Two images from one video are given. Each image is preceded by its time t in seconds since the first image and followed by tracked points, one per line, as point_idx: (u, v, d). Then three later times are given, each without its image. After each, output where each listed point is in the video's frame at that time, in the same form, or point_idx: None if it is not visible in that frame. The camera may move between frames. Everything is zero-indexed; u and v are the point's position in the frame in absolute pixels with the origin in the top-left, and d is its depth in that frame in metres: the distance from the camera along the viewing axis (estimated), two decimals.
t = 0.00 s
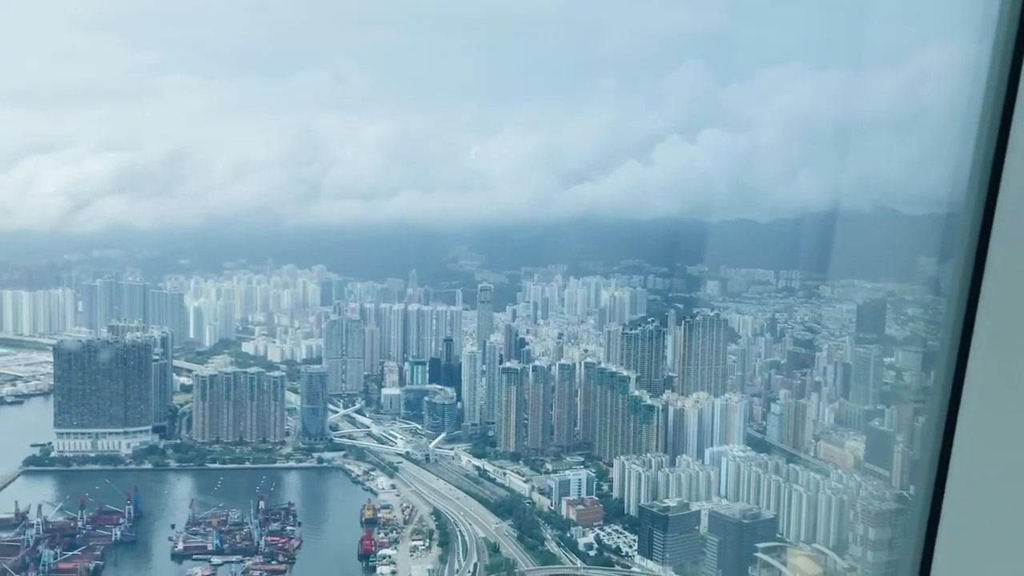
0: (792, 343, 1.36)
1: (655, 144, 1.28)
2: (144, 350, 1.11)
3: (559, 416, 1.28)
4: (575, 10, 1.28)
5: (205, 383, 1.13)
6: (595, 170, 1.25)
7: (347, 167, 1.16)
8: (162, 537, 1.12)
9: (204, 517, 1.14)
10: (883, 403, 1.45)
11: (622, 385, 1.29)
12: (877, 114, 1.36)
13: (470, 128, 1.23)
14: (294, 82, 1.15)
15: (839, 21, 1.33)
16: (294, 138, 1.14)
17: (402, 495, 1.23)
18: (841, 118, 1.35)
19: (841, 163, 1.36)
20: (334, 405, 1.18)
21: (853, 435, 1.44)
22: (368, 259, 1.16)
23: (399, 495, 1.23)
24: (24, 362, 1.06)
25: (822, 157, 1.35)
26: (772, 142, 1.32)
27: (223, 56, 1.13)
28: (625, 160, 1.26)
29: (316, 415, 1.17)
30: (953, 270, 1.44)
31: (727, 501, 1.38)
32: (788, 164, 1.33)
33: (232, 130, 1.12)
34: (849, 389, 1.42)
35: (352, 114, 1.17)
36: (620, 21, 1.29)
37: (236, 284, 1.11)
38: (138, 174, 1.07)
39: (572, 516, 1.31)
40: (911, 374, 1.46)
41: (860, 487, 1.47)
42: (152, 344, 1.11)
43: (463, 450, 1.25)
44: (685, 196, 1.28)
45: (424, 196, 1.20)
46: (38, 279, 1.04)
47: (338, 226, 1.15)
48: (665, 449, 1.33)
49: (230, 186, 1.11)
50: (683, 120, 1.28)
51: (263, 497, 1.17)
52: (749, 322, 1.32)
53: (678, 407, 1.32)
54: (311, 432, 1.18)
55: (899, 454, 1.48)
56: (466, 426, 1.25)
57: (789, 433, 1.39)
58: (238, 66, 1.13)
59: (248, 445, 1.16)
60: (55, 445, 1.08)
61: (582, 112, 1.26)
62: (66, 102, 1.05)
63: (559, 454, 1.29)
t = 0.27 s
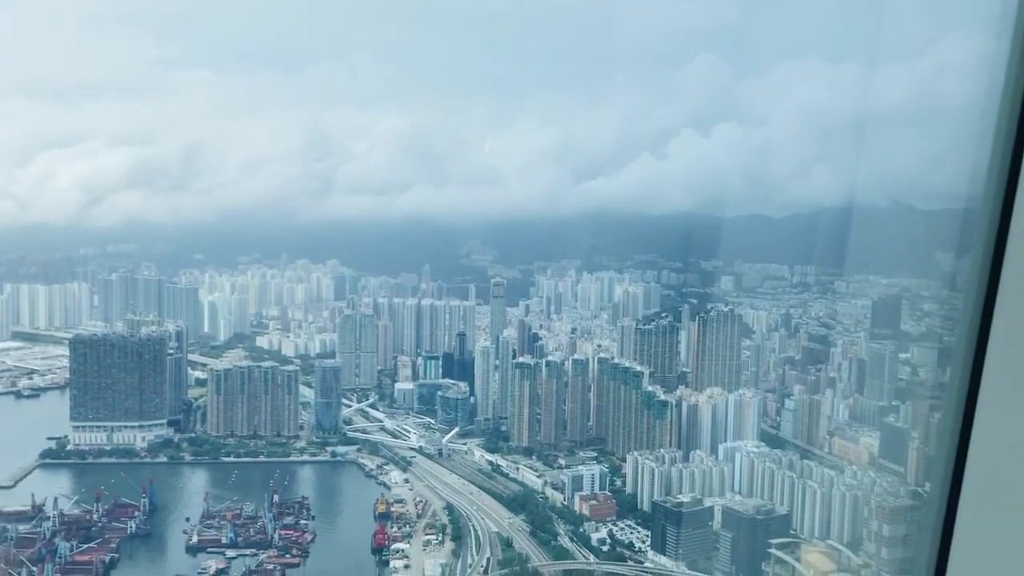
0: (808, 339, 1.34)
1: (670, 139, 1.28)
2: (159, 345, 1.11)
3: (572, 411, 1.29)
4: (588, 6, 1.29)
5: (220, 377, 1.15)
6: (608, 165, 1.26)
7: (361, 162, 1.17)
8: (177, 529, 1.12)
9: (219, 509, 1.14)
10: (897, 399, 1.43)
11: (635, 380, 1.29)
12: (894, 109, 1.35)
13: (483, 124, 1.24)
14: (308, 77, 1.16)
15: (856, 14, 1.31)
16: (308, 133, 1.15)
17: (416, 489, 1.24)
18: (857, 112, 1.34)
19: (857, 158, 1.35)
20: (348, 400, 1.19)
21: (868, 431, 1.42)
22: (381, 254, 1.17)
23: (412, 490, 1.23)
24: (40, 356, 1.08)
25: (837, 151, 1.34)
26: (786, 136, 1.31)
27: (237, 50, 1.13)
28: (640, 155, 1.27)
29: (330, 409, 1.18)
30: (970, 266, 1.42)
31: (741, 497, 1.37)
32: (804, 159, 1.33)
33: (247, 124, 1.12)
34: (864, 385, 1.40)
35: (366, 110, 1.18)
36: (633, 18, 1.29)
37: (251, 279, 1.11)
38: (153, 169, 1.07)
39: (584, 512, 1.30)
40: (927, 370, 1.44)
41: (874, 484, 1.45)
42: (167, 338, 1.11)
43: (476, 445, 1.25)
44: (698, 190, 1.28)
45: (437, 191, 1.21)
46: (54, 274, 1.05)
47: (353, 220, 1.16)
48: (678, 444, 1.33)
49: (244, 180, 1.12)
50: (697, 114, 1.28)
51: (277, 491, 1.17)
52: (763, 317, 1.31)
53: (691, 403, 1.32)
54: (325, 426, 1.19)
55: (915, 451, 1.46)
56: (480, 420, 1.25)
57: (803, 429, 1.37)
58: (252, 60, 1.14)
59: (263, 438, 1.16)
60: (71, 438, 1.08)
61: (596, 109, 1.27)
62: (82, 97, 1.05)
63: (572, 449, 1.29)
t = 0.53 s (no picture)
0: (823, 334, 1.33)
1: (685, 133, 1.28)
2: (175, 338, 1.13)
3: (586, 406, 1.29)
4: None
5: (235, 371, 1.16)
6: (623, 159, 1.26)
7: (374, 156, 1.17)
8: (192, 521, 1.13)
9: (234, 501, 1.15)
10: (913, 395, 1.39)
11: (649, 375, 1.29)
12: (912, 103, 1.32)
13: (497, 119, 1.24)
14: (323, 72, 1.17)
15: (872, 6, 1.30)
16: (325, 128, 1.16)
17: (429, 483, 1.24)
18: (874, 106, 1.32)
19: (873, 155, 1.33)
20: (361, 394, 1.19)
21: (883, 427, 1.38)
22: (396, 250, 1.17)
23: (426, 484, 1.23)
24: (56, 349, 1.08)
25: (853, 145, 1.33)
26: (803, 131, 1.31)
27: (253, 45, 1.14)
28: (654, 148, 1.27)
29: (344, 403, 1.19)
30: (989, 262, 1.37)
31: (755, 493, 1.36)
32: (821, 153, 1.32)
33: (262, 120, 1.14)
34: (880, 381, 1.37)
35: (379, 105, 1.19)
36: (648, 13, 1.29)
37: (266, 273, 1.12)
38: (168, 163, 1.08)
39: (597, 506, 1.29)
40: (943, 365, 1.39)
41: (888, 480, 1.40)
42: (182, 332, 1.13)
43: (489, 439, 1.25)
44: (711, 185, 1.29)
45: (452, 185, 1.21)
46: (70, 268, 1.06)
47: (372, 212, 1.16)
48: (692, 439, 1.32)
49: (259, 174, 1.13)
50: (711, 108, 1.29)
51: (292, 483, 1.17)
52: (778, 312, 1.30)
53: (705, 398, 1.31)
54: (339, 420, 1.19)
55: (932, 447, 1.41)
56: (493, 415, 1.25)
57: (818, 425, 1.36)
58: (267, 55, 1.14)
59: (277, 432, 1.17)
60: (88, 431, 1.10)
61: (610, 104, 1.27)
62: (100, 93, 1.07)
63: (585, 444, 1.30)
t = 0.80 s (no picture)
0: (838, 329, 1.29)
1: (701, 127, 1.31)
2: (191, 332, 1.15)
3: (600, 401, 1.31)
4: None
5: (250, 364, 1.19)
6: (639, 154, 1.29)
7: (390, 151, 1.20)
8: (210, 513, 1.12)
9: (250, 495, 1.15)
10: (929, 390, 1.29)
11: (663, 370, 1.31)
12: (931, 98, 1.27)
13: (512, 113, 1.26)
14: (340, 66, 1.19)
15: None
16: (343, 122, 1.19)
17: (444, 476, 1.24)
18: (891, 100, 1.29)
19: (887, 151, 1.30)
20: (376, 387, 1.25)
21: (899, 423, 1.29)
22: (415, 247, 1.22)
23: (440, 477, 1.24)
24: (74, 342, 1.10)
25: (869, 140, 1.30)
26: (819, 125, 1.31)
27: (269, 40, 1.15)
28: (671, 143, 1.30)
29: (358, 396, 1.23)
30: (1007, 259, 1.25)
31: (769, 488, 1.33)
32: (838, 147, 1.31)
33: (280, 114, 1.15)
34: (896, 376, 1.29)
35: (395, 100, 1.21)
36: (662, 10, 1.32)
37: (281, 266, 1.15)
38: (183, 157, 1.10)
39: (612, 501, 1.29)
40: (960, 361, 1.27)
41: (903, 478, 1.30)
42: (198, 325, 1.15)
43: (504, 433, 1.28)
44: (726, 179, 1.30)
45: (467, 178, 1.24)
46: (87, 261, 1.07)
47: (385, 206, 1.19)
48: (706, 434, 1.33)
49: (275, 168, 1.15)
50: (728, 104, 1.32)
51: (306, 477, 1.18)
52: (793, 308, 1.28)
53: (720, 393, 1.32)
54: (353, 414, 1.23)
55: (948, 445, 1.28)
56: (507, 409, 1.30)
57: (834, 421, 1.31)
58: (285, 49, 1.16)
59: (293, 425, 1.19)
60: (105, 423, 1.10)
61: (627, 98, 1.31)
62: (112, 88, 1.07)
63: (599, 439, 1.32)
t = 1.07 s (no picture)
0: (853, 325, 1.26)
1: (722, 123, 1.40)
2: (206, 325, 1.23)
3: (613, 395, 1.45)
4: None
5: (265, 357, 1.29)
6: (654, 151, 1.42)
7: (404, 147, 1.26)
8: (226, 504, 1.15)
9: (266, 488, 1.18)
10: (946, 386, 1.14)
11: (678, 365, 1.44)
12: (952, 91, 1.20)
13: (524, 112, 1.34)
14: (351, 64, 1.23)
15: None
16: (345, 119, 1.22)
17: (458, 469, 1.30)
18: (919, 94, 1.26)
19: (910, 149, 1.30)
20: (390, 381, 1.35)
21: (916, 418, 1.19)
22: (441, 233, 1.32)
23: (455, 470, 1.30)
24: (92, 335, 1.17)
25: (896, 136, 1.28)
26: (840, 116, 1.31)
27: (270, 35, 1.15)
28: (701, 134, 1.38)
29: (372, 390, 1.33)
30: None
31: (784, 484, 1.34)
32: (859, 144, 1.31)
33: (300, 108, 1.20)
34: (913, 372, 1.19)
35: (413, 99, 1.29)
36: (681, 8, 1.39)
37: (295, 261, 1.26)
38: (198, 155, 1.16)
39: (625, 495, 1.36)
40: (979, 357, 1.10)
41: (919, 474, 1.17)
42: (214, 319, 1.24)
43: (518, 429, 1.39)
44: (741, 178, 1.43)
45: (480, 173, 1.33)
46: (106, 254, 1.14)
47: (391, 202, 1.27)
48: (721, 429, 1.40)
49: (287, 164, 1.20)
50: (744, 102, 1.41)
51: (321, 469, 1.24)
52: (808, 303, 1.32)
53: (735, 387, 1.41)
54: (368, 406, 1.32)
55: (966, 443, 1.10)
56: (520, 403, 1.42)
57: (849, 417, 1.28)
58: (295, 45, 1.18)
59: (307, 418, 1.28)
60: (122, 417, 1.14)
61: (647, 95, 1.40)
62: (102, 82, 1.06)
63: (613, 433, 1.43)
